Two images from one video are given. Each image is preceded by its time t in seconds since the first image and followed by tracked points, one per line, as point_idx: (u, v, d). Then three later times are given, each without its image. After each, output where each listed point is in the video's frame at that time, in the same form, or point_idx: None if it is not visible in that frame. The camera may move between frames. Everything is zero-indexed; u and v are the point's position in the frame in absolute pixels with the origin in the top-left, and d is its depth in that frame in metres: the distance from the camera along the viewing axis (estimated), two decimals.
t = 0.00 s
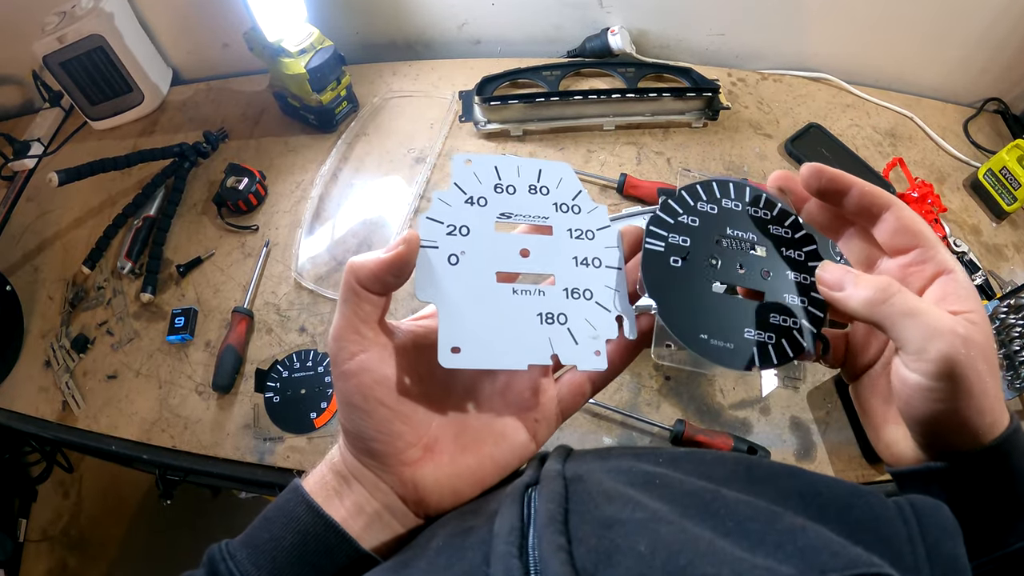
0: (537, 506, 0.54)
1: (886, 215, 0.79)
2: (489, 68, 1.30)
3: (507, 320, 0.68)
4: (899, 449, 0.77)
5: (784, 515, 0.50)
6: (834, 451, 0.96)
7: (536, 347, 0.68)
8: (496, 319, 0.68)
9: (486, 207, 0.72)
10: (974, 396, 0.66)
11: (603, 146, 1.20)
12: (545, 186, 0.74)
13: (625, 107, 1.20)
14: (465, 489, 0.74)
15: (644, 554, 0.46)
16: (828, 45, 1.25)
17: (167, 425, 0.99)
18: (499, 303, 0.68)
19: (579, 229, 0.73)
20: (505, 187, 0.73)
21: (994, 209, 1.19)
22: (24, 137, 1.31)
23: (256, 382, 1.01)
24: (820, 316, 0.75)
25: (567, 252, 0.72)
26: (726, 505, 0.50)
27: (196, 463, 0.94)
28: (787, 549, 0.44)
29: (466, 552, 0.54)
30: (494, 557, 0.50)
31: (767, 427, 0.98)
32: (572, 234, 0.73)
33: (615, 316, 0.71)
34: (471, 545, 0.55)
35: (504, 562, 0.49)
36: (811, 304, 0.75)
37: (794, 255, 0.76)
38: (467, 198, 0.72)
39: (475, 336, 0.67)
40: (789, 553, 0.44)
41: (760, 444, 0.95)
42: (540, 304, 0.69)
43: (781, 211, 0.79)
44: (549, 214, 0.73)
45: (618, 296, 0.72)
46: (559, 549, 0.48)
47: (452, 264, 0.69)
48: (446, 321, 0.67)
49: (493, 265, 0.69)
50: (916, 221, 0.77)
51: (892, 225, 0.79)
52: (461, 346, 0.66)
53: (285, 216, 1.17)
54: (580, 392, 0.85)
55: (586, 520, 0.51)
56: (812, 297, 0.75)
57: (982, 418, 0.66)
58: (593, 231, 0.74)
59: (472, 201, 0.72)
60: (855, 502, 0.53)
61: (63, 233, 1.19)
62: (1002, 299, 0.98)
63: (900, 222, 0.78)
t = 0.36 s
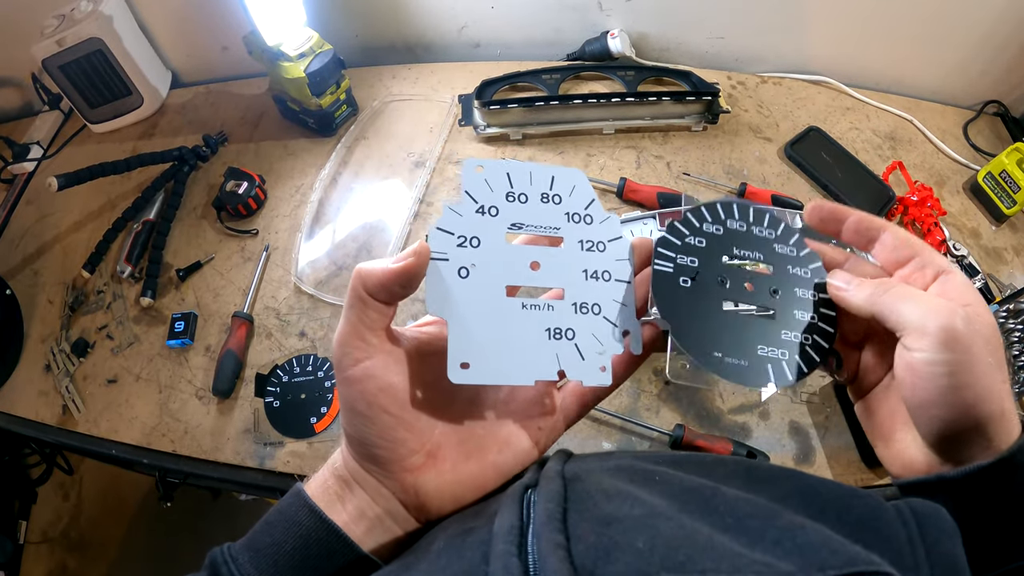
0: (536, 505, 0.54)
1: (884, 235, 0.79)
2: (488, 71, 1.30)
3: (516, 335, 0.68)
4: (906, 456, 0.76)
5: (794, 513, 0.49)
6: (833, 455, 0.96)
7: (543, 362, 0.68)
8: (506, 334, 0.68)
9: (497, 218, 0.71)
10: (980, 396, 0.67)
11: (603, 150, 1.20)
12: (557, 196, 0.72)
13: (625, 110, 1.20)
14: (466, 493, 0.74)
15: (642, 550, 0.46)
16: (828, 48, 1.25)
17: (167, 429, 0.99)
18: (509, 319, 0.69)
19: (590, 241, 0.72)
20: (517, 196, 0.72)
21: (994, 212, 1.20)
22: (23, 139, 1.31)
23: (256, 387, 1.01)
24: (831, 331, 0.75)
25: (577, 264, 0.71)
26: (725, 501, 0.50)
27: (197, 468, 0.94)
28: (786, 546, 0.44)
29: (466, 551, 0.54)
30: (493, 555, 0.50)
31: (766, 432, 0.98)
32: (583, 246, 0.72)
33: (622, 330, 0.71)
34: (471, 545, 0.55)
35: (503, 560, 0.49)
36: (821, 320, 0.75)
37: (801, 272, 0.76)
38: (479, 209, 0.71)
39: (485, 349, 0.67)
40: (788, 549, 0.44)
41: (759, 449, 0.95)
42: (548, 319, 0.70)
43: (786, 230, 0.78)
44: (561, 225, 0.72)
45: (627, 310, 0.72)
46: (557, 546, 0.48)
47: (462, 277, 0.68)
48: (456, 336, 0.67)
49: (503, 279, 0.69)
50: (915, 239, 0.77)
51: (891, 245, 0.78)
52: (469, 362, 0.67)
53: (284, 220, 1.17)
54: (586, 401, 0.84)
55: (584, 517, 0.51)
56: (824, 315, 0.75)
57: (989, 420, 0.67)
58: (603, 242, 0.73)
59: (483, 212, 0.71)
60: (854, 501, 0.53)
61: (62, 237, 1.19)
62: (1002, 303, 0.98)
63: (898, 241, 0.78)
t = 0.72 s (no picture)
0: (533, 506, 0.54)
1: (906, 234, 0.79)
2: (486, 73, 1.30)
3: (519, 356, 0.67)
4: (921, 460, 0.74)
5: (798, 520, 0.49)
6: (830, 459, 0.96)
7: (545, 384, 0.67)
8: (509, 356, 0.67)
9: (506, 234, 0.68)
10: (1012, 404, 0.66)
11: (601, 153, 1.20)
12: (570, 209, 0.68)
13: (622, 112, 1.20)
14: (462, 497, 0.75)
15: (639, 552, 0.46)
16: (826, 49, 1.25)
17: (165, 432, 1.00)
18: (514, 340, 0.67)
19: (603, 258, 0.68)
20: (528, 210, 0.68)
21: (992, 215, 1.19)
22: (21, 141, 1.31)
23: (254, 390, 1.01)
24: (840, 335, 0.69)
25: (586, 284, 0.68)
26: (722, 504, 0.50)
27: (193, 471, 0.94)
28: (782, 549, 0.44)
29: (463, 552, 0.54)
30: (490, 556, 0.50)
31: (763, 435, 0.98)
32: (594, 263, 0.68)
33: (630, 353, 0.68)
34: (468, 545, 0.55)
35: (499, 561, 0.49)
36: (831, 323, 0.69)
37: (818, 266, 0.70)
38: (486, 225, 0.68)
39: (488, 369, 0.67)
40: (784, 552, 0.43)
41: (756, 453, 0.95)
42: (554, 340, 0.68)
43: (805, 215, 0.71)
44: (573, 241, 0.68)
45: (636, 331, 0.68)
46: (554, 547, 0.48)
47: (468, 299, 0.67)
48: (460, 356, 0.66)
49: (510, 299, 0.67)
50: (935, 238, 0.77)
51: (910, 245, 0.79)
52: (474, 384, 0.66)
53: (282, 223, 1.17)
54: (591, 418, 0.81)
55: (581, 518, 0.51)
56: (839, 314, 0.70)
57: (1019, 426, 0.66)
58: (618, 258, 0.68)
59: (491, 228, 0.68)
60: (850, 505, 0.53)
61: (61, 239, 1.20)
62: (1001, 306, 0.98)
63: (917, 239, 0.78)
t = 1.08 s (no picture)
0: (539, 507, 0.54)
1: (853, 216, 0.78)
2: (485, 74, 1.30)
3: (542, 371, 0.65)
4: (890, 456, 0.72)
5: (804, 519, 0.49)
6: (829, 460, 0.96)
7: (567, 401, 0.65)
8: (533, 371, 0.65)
9: (545, 249, 0.66)
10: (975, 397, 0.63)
11: (600, 153, 1.20)
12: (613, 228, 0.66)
13: (622, 113, 1.20)
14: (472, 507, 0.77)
15: (643, 553, 0.46)
16: (826, 49, 1.25)
17: (165, 433, 1.00)
18: (539, 354, 0.65)
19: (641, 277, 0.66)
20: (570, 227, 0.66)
21: (992, 215, 1.19)
22: (21, 142, 1.31)
23: (253, 392, 1.01)
24: (785, 329, 0.65)
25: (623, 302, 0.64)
26: (726, 504, 0.50)
27: (193, 471, 0.94)
28: (784, 548, 0.44)
29: (469, 552, 0.54)
30: (496, 556, 0.50)
31: (762, 437, 0.98)
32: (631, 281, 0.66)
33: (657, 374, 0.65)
34: (473, 545, 0.55)
35: (506, 561, 0.49)
36: (775, 317, 0.64)
37: (759, 255, 0.65)
38: (524, 240, 0.66)
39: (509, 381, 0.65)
40: (787, 552, 0.44)
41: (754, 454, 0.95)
42: (580, 358, 0.65)
43: (745, 198, 0.67)
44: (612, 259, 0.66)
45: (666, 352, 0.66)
46: (558, 548, 0.48)
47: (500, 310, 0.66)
48: (484, 364, 0.66)
49: (541, 314, 0.65)
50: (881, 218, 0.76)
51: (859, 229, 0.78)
52: (495, 391, 0.65)
53: (281, 224, 1.17)
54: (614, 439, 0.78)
55: (586, 519, 0.51)
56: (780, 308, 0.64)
57: (984, 416, 0.63)
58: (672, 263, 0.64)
59: (530, 242, 0.66)
60: (853, 505, 0.53)
61: (60, 240, 1.20)
62: (1001, 308, 0.96)
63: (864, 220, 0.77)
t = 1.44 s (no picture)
0: (547, 506, 0.54)
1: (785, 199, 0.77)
2: (487, 73, 1.30)
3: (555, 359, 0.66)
4: (838, 443, 0.70)
5: (818, 511, 0.49)
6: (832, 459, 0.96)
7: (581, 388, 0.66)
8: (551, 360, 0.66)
9: (555, 242, 0.68)
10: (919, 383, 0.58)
11: (603, 153, 1.20)
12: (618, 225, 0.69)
13: (624, 113, 1.20)
14: (483, 498, 0.77)
15: (651, 550, 0.46)
16: (828, 49, 1.25)
17: (167, 433, 1.00)
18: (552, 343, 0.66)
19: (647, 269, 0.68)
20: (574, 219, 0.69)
21: (993, 216, 1.20)
22: (22, 142, 1.31)
23: (256, 391, 1.01)
24: (718, 324, 0.67)
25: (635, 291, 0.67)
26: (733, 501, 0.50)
27: (195, 471, 0.94)
28: (792, 539, 0.44)
29: (477, 548, 0.54)
30: (505, 553, 0.50)
31: (765, 436, 0.98)
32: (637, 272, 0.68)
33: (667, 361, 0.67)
34: (481, 543, 0.55)
35: (514, 559, 0.49)
36: (703, 313, 0.67)
37: (678, 254, 0.68)
38: (535, 234, 0.69)
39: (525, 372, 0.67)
40: (794, 543, 0.44)
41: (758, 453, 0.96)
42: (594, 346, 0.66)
43: (659, 202, 0.70)
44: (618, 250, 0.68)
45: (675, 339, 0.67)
46: (568, 546, 0.47)
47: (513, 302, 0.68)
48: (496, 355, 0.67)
49: (553, 303, 0.66)
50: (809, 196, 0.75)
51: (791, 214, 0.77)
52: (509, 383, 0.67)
53: (284, 224, 1.17)
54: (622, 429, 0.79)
55: (594, 518, 0.51)
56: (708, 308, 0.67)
57: (929, 400, 0.58)
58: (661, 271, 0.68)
59: (541, 236, 0.68)
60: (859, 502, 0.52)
61: (62, 239, 1.19)
62: (1003, 308, 0.96)
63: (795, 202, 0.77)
